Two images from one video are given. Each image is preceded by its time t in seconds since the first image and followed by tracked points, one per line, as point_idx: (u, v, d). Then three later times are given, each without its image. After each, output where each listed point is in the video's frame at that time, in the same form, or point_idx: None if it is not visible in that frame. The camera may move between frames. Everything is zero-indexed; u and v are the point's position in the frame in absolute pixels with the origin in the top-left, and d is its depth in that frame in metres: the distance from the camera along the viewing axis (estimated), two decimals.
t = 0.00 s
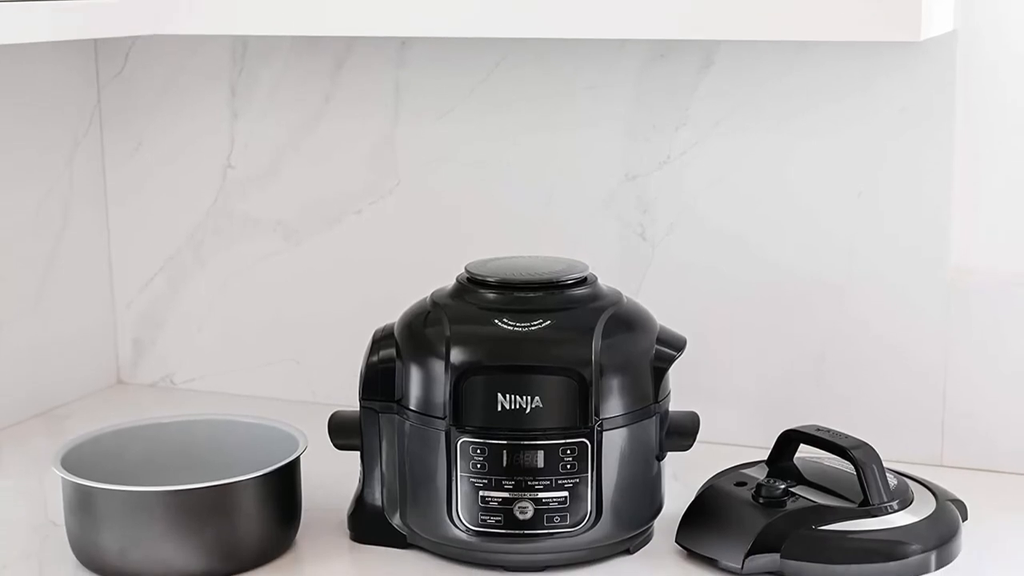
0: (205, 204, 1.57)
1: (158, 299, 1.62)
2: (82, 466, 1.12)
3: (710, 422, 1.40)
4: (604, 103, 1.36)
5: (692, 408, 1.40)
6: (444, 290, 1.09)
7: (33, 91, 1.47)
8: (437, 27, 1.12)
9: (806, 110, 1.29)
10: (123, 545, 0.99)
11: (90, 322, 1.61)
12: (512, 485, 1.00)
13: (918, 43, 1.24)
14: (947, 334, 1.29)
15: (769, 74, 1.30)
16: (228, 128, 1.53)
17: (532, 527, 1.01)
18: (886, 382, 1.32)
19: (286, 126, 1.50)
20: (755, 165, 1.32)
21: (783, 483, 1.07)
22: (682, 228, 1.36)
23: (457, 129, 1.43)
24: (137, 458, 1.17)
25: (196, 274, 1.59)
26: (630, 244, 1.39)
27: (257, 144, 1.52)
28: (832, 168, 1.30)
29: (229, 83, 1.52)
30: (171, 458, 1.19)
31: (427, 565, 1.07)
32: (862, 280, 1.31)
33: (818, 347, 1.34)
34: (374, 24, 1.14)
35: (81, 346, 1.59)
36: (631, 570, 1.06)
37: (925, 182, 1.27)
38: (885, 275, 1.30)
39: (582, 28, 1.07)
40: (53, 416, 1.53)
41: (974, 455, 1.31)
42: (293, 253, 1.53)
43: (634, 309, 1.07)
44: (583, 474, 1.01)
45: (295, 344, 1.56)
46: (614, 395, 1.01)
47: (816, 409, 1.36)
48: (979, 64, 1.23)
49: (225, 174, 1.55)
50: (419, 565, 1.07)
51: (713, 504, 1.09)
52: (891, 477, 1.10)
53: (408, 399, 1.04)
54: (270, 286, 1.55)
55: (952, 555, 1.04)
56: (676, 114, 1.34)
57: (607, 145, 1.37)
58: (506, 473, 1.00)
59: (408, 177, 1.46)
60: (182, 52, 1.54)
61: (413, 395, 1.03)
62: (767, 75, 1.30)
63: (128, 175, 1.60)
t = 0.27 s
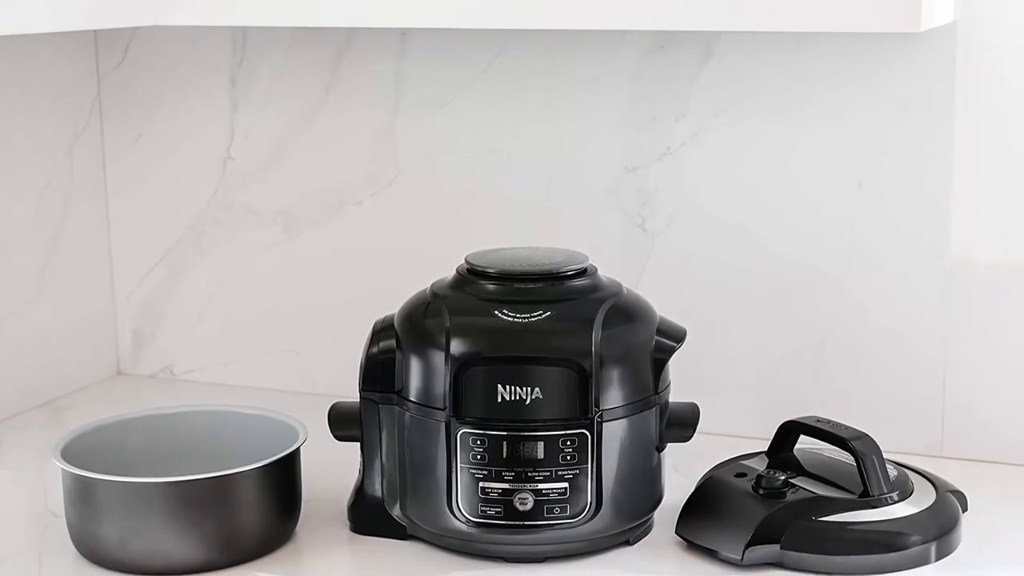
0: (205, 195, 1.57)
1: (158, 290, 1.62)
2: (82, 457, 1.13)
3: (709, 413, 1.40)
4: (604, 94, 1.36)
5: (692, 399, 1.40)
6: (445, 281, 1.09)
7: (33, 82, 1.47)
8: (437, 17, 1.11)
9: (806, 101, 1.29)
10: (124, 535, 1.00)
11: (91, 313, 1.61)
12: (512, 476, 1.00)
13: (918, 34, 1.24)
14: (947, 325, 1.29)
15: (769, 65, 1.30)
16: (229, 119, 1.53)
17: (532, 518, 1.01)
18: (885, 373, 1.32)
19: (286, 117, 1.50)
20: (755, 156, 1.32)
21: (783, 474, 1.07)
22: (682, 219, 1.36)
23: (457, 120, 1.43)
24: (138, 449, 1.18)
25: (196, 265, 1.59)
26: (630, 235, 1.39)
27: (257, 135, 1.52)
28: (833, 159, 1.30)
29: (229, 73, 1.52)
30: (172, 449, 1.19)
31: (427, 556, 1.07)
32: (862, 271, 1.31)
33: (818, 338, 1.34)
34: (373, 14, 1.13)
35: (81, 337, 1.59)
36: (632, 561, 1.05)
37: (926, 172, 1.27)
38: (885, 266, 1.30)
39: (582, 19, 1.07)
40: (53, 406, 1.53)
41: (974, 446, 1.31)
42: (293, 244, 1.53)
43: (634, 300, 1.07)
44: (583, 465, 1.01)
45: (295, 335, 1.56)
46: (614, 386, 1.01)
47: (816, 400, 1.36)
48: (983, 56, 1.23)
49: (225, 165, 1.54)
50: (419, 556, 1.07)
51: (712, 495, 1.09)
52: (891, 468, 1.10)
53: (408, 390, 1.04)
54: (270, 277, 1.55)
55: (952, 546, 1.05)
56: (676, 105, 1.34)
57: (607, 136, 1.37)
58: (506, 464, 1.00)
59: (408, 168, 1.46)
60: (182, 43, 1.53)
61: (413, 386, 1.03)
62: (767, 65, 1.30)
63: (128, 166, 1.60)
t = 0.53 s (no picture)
0: (205, 186, 1.56)
1: (158, 281, 1.62)
2: (82, 448, 1.13)
3: (709, 404, 1.40)
4: (604, 86, 1.36)
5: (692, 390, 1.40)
6: (445, 272, 1.09)
7: (32, 73, 1.47)
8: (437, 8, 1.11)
9: (806, 93, 1.29)
10: (124, 526, 1.00)
11: (91, 304, 1.61)
12: (512, 467, 1.00)
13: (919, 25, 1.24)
14: (947, 316, 1.29)
15: (769, 57, 1.30)
16: (229, 110, 1.53)
17: (532, 508, 1.01)
18: (885, 364, 1.32)
19: (286, 107, 1.50)
20: (755, 148, 1.32)
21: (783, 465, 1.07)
22: (682, 211, 1.36)
23: (458, 111, 1.42)
24: (138, 439, 1.18)
25: (196, 256, 1.59)
26: (630, 227, 1.39)
27: (257, 126, 1.52)
28: (833, 150, 1.29)
29: (229, 64, 1.52)
30: (171, 440, 1.19)
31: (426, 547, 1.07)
32: (862, 262, 1.31)
33: (818, 329, 1.34)
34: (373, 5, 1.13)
35: (81, 328, 1.59)
36: (632, 551, 1.05)
37: (926, 164, 1.27)
38: (885, 257, 1.30)
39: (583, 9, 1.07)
40: (53, 398, 1.53)
41: (974, 437, 1.31)
42: (292, 235, 1.53)
43: (634, 292, 1.07)
44: (583, 456, 1.01)
45: (295, 326, 1.56)
46: (614, 377, 1.01)
47: (816, 391, 1.36)
48: (982, 44, 1.25)
49: (225, 156, 1.54)
50: (418, 547, 1.07)
51: (712, 486, 1.09)
52: (891, 458, 1.10)
53: (408, 381, 1.04)
54: (270, 268, 1.55)
55: (952, 537, 1.05)
56: (676, 96, 1.34)
57: (607, 128, 1.37)
58: (506, 455, 1.00)
59: (408, 158, 1.46)
60: (181, 34, 1.53)
61: (414, 377, 1.03)
62: (768, 57, 1.30)
63: (128, 157, 1.60)
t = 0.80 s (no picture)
0: (205, 177, 1.56)
1: (159, 272, 1.62)
2: (82, 439, 1.13)
3: (709, 395, 1.40)
4: (604, 77, 1.36)
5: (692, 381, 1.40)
6: (445, 263, 1.09)
7: (32, 64, 1.47)
8: None
9: (806, 84, 1.29)
10: (124, 517, 1.00)
11: (91, 295, 1.61)
12: (512, 458, 1.00)
13: (919, 16, 1.23)
14: (946, 308, 1.29)
15: (769, 48, 1.29)
16: (228, 101, 1.52)
17: (532, 500, 1.01)
18: (886, 355, 1.32)
19: (286, 98, 1.49)
20: (755, 139, 1.32)
21: (783, 456, 1.07)
22: (682, 202, 1.36)
23: (457, 102, 1.42)
24: (138, 430, 1.17)
25: (196, 247, 1.59)
26: (630, 218, 1.38)
27: (258, 117, 1.51)
28: (832, 142, 1.29)
29: (229, 55, 1.51)
30: (171, 432, 1.19)
31: (426, 537, 1.07)
32: (862, 253, 1.31)
33: (818, 320, 1.34)
34: None
35: (81, 319, 1.59)
36: (631, 542, 1.05)
37: (926, 155, 1.26)
38: (884, 248, 1.30)
39: None
40: (53, 389, 1.53)
41: (973, 428, 1.31)
42: (292, 226, 1.53)
43: (635, 283, 1.07)
44: (583, 447, 1.01)
45: (295, 317, 1.55)
46: (614, 368, 1.01)
47: (816, 382, 1.36)
48: (981, 33, 1.22)
49: (225, 147, 1.54)
50: (418, 537, 1.07)
51: (712, 477, 1.09)
52: (891, 449, 1.10)
53: (408, 372, 1.04)
54: (270, 260, 1.55)
55: (952, 528, 1.05)
56: (676, 88, 1.33)
57: (607, 119, 1.37)
58: (506, 447, 1.00)
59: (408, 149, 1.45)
60: (181, 25, 1.53)
61: (413, 367, 1.03)
62: (767, 48, 1.29)
63: (128, 148, 1.60)
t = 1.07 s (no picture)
0: (205, 168, 1.56)
1: (158, 263, 1.62)
2: (83, 429, 1.13)
3: (709, 387, 1.40)
4: (604, 68, 1.35)
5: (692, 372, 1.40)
6: (445, 255, 1.09)
7: (32, 55, 1.46)
8: None
9: (805, 76, 1.29)
10: (124, 508, 1.00)
11: (91, 286, 1.61)
12: (512, 449, 1.00)
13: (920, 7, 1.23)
14: (947, 300, 1.29)
15: (769, 39, 1.29)
16: (228, 92, 1.52)
17: (532, 491, 1.01)
18: (886, 347, 1.32)
19: (286, 90, 1.49)
20: (755, 130, 1.32)
21: (783, 447, 1.07)
22: (682, 193, 1.36)
23: (458, 93, 1.42)
24: (139, 421, 1.17)
25: (196, 239, 1.59)
26: (630, 209, 1.38)
27: (258, 108, 1.51)
28: (832, 133, 1.29)
29: (229, 47, 1.51)
30: (171, 422, 1.19)
31: (425, 529, 1.07)
32: (862, 245, 1.31)
33: (818, 312, 1.34)
34: None
35: (81, 310, 1.59)
36: (631, 534, 1.05)
37: (925, 146, 1.26)
38: (884, 240, 1.30)
39: None
40: (53, 380, 1.53)
41: (974, 419, 1.31)
42: (292, 218, 1.53)
43: (635, 274, 1.07)
44: (583, 438, 1.01)
45: (295, 308, 1.55)
46: (614, 359, 1.01)
47: (815, 374, 1.36)
48: (982, 30, 1.24)
49: (225, 138, 1.54)
50: (417, 529, 1.07)
51: (712, 468, 1.09)
52: (891, 440, 1.11)
53: (408, 363, 1.04)
54: (270, 251, 1.55)
55: (952, 520, 1.05)
56: (675, 79, 1.33)
57: (607, 110, 1.36)
58: (506, 438, 1.00)
59: (408, 141, 1.45)
60: (181, 16, 1.53)
61: (414, 358, 1.03)
62: (767, 39, 1.29)
63: (128, 139, 1.60)
